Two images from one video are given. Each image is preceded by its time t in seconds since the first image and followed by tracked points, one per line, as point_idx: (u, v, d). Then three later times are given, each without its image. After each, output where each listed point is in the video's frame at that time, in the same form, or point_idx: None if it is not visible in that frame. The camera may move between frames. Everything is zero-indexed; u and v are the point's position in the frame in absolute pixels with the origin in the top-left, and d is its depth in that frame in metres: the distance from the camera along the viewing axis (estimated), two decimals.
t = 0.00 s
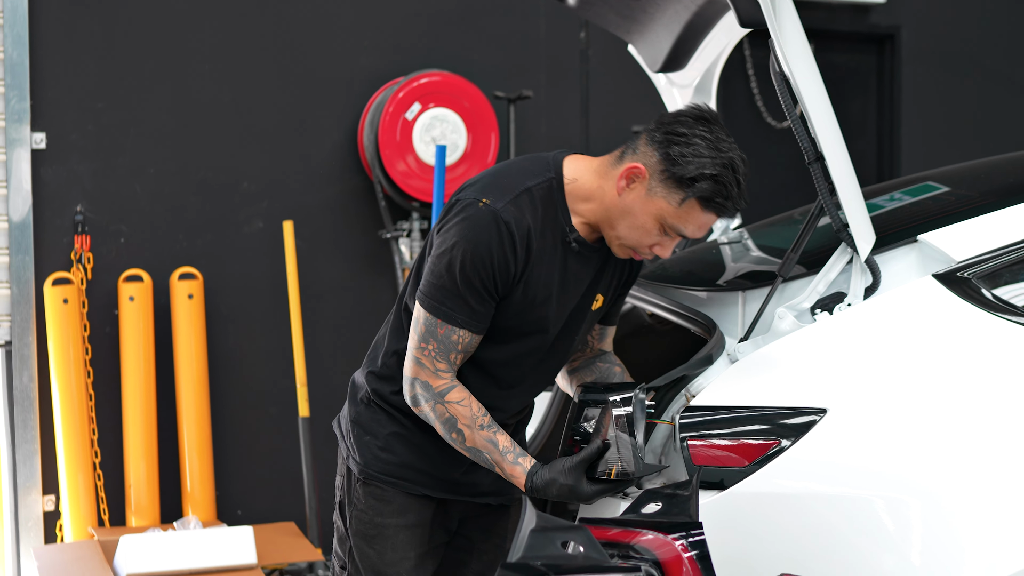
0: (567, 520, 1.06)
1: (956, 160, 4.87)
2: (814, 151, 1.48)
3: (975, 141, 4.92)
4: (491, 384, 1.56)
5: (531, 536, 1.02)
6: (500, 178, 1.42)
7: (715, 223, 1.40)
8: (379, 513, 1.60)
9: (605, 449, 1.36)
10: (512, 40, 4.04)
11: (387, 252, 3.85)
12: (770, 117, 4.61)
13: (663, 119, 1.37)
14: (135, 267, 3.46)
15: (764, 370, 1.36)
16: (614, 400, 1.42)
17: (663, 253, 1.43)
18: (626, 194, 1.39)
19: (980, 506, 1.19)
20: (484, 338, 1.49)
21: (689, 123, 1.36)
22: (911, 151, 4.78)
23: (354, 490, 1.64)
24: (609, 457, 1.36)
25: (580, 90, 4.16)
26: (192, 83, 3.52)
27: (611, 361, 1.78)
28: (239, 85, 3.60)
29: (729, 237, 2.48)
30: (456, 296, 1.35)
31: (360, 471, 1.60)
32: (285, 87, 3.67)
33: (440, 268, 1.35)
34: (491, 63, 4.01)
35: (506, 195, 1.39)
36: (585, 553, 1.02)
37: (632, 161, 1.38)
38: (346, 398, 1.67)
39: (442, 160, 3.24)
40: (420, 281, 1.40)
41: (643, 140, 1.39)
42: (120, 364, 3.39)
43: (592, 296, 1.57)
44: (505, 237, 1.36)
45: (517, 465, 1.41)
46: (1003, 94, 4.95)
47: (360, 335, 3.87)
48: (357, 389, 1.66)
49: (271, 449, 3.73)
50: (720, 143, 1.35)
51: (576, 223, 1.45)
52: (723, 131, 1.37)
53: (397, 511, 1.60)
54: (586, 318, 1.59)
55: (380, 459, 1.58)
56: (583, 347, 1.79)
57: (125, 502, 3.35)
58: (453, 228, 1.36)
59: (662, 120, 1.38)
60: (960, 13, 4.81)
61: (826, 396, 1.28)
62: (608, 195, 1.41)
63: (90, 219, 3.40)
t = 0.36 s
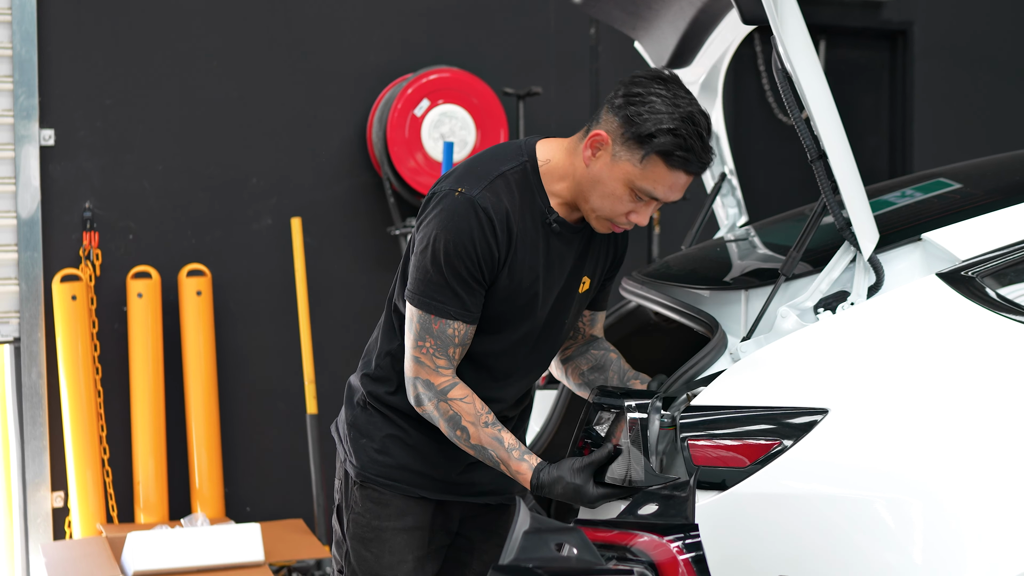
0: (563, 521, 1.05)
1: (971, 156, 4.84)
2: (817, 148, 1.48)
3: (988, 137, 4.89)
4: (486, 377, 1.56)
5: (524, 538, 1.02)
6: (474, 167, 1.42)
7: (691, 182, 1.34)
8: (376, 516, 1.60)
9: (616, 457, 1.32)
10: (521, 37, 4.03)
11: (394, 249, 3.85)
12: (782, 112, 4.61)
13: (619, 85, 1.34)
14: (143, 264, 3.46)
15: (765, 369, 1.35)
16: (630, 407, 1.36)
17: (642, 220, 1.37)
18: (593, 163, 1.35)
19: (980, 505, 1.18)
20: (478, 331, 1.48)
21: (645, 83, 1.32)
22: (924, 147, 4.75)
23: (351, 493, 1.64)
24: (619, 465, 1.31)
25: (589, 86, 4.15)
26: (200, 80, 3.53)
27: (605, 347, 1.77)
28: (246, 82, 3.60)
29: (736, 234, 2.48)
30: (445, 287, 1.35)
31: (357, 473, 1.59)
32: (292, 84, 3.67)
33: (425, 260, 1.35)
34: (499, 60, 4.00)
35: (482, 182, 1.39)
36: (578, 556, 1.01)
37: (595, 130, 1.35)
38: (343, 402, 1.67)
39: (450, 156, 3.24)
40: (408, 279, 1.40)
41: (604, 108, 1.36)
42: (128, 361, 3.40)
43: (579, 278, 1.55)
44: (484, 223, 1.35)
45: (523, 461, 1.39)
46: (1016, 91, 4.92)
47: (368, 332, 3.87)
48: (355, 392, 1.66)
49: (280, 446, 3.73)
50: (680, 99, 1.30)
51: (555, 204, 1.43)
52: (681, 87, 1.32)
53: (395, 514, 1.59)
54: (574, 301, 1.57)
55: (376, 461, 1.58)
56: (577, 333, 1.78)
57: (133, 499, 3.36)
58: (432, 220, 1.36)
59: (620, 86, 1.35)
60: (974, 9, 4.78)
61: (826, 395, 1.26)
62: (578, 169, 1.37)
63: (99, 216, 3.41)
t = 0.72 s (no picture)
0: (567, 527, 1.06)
1: (999, 152, 4.78)
2: (832, 147, 1.46)
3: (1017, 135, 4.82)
4: (496, 379, 1.55)
5: (527, 544, 1.02)
6: (477, 171, 1.41)
7: (694, 171, 1.30)
8: (386, 519, 1.60)
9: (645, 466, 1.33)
10: (541, 35, 4.02)
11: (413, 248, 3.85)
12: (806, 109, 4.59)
13: (609, 78, 1.33)
14: (164, 262, 3.49)
15: (778, 371, 1.30)
16: (654, 413, 1.34)
17: (649, 213, 1.33)
18: (592, 159, 1.33)
19: (996, 510, 1.15)
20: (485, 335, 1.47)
21: (636, 73, 1.31)
22: (950, 143, 4.70)
23: (361, 495, 1.64)
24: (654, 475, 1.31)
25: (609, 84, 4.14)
26: (220, 79, 3.54)
27: (611, 342, 1.76)
28: (265, 80, 3.61)
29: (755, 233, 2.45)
30: (447, 293, 1.35)
31: (366, 476, 1.59)
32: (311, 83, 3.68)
33: (428, 268, 1.35)
34: (519, 58, 3.99)
35: (484, 185, 1.38)
36: (581, 561, 1.00)
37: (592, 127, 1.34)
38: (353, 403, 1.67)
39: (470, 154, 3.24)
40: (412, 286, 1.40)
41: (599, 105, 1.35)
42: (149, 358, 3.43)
43: (590, 278, 1.54)
44: (486, 227, 1.34)
45: (536, 449, 1.40)
46: None
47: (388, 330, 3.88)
48: (363, 394, 1.66)
49: (300, 444, 3.74)
50: (672, 86, 1.28)
51: (561, 206, 1.41)
52: (672, 73, 1.31)
53: (405, 517, 1.59)
54: (585, 301, 1.55)
55: (386, 464, 1.58)
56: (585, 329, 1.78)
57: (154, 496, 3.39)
58: (435, 227, 1.36)
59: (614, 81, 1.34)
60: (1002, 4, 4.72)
61: (841, 397, 1.21)
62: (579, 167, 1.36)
63: (120, 214, 3.43)
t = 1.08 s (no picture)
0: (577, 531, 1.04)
1: None
2: (856, 146, 1.44)
3: None
4: (517, 382, 1.54)
5: (534, 548, 1.00)
6: (497, 172, 1.40)
7: (715, 175, 1.29)
8: (404, 520, 1.60)
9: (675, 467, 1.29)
10: (569, 32, 4.00)
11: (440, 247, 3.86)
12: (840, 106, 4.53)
13: (630, 79, 1.31)
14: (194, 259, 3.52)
15: (801, 373, 1.29)
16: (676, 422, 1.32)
17: (668, 218, 1.32)
18: (611, 163, 1.32)
19: None
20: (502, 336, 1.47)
21: (655, 75, 1.28)
22: (988, 141, 4.62)
23: (380, 497, 1.64)
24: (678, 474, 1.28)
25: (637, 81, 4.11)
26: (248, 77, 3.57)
27: (632, 340, 1.75)
28: (293, 78, 3.63)
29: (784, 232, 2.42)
30: (463, 297, 1.35)
31: (385, 477, 1.60)
32: (339, 81, 3.69)
33: (443, 271, 1.34)
34: (546, 55, 3.98)
35: (503, 187, 1.37)
36: (590, 566, 0.99)
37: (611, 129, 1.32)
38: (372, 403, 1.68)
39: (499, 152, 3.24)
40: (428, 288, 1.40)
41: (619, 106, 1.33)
42: (178, 354, 3.46)
43: (612, 280, 1.53)
44: (503, 230, 1.33)
45: (562, 425, 1.41)
46: None
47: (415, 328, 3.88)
48: (383, 394, 1.67)
49: (328, 442, 3.77)
50: (692, 89, 1.26)
51: (581, 207, 1.40)
52: (692, 74, 1.28)
53: (423, 519, 1.59)
54: (607, 304, 1.55)
55: (404, 466, 1.58)
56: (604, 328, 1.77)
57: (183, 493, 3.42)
58: (452, 229, 1.35)
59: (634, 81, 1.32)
60: None
61: (863, 399, 1.19)
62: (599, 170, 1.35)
63: (150, 211, 3.47)
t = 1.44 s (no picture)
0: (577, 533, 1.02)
1: None
2: (873, 143, 1.41)
3: None
4: (528, 384, 1.54)
5: (532, 551, 0.99)
6: (504, 173, 1.40)
7: (722, 180, 1.27)
8: (413, 522, 1.60)
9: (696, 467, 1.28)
10: (595, 29, 3.99)
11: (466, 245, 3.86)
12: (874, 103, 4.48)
13: (635, 81, 1.29)
14: (221, 256, 3.55)
15: (814, 374, 1.27)
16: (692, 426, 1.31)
17: (675, 222, 1.31)
18: (616, 166, 1.31)
19: None
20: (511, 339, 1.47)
21: (661, 77, 1.26)
22: None
23: (389, 498, 1.65)
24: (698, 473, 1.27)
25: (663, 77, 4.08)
26: (275, 76, 3.59)
27: (644, 338, 1.74)
28: (319, 76, 3.64)
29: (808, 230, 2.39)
30: (469, 299, 1.34)
31: (394, 479, 1.61)
32: (364, 80, 3.70)
33: (450, 273, 1.34)
34: (572, 53, 3.97)
35: (510, 188, 1.36)
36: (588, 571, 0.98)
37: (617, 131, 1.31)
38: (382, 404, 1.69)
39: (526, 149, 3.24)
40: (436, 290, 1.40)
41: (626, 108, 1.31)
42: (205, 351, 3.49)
43: (624, 282, 1.52)
44: (509, 231, 1.33)
45: (579, 416, 1.42)
46: None
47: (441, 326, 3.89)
48: (394, 395, 1.68)
49: (355, 440, 3.78)
50: (697, 92, 1.24)
51: (590, 208, 1.39)
52: (699, 78, 1.25)
53: (431, 521, 1.59)
54: (618, 306, 1.54)
55: (413, 467, 1.59)
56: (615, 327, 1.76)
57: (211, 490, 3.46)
58: (458, 230, 1.34)
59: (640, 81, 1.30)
60: None
61: (876, 401, 1.17)
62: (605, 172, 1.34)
63: (178, 209, 3.50)
